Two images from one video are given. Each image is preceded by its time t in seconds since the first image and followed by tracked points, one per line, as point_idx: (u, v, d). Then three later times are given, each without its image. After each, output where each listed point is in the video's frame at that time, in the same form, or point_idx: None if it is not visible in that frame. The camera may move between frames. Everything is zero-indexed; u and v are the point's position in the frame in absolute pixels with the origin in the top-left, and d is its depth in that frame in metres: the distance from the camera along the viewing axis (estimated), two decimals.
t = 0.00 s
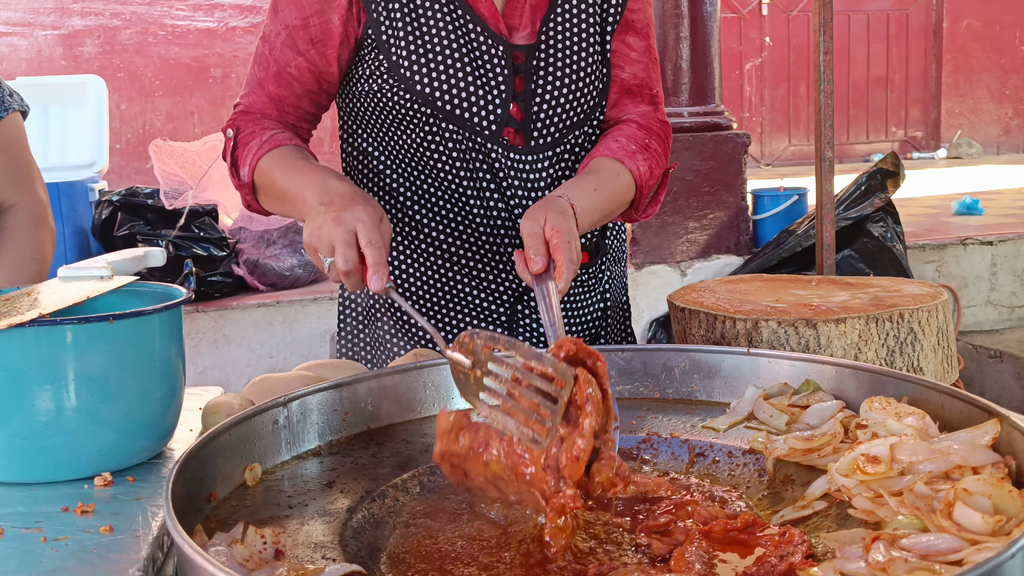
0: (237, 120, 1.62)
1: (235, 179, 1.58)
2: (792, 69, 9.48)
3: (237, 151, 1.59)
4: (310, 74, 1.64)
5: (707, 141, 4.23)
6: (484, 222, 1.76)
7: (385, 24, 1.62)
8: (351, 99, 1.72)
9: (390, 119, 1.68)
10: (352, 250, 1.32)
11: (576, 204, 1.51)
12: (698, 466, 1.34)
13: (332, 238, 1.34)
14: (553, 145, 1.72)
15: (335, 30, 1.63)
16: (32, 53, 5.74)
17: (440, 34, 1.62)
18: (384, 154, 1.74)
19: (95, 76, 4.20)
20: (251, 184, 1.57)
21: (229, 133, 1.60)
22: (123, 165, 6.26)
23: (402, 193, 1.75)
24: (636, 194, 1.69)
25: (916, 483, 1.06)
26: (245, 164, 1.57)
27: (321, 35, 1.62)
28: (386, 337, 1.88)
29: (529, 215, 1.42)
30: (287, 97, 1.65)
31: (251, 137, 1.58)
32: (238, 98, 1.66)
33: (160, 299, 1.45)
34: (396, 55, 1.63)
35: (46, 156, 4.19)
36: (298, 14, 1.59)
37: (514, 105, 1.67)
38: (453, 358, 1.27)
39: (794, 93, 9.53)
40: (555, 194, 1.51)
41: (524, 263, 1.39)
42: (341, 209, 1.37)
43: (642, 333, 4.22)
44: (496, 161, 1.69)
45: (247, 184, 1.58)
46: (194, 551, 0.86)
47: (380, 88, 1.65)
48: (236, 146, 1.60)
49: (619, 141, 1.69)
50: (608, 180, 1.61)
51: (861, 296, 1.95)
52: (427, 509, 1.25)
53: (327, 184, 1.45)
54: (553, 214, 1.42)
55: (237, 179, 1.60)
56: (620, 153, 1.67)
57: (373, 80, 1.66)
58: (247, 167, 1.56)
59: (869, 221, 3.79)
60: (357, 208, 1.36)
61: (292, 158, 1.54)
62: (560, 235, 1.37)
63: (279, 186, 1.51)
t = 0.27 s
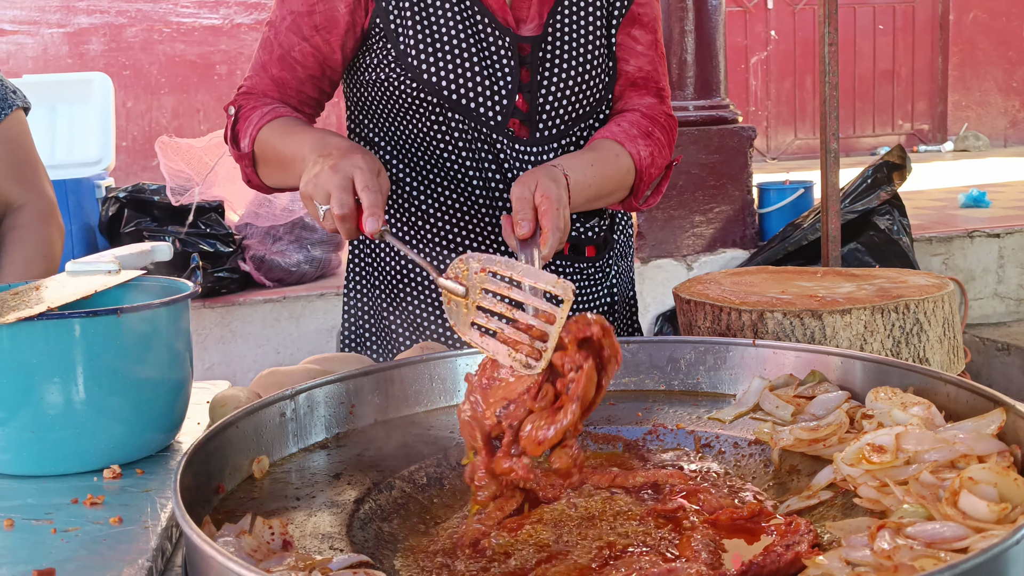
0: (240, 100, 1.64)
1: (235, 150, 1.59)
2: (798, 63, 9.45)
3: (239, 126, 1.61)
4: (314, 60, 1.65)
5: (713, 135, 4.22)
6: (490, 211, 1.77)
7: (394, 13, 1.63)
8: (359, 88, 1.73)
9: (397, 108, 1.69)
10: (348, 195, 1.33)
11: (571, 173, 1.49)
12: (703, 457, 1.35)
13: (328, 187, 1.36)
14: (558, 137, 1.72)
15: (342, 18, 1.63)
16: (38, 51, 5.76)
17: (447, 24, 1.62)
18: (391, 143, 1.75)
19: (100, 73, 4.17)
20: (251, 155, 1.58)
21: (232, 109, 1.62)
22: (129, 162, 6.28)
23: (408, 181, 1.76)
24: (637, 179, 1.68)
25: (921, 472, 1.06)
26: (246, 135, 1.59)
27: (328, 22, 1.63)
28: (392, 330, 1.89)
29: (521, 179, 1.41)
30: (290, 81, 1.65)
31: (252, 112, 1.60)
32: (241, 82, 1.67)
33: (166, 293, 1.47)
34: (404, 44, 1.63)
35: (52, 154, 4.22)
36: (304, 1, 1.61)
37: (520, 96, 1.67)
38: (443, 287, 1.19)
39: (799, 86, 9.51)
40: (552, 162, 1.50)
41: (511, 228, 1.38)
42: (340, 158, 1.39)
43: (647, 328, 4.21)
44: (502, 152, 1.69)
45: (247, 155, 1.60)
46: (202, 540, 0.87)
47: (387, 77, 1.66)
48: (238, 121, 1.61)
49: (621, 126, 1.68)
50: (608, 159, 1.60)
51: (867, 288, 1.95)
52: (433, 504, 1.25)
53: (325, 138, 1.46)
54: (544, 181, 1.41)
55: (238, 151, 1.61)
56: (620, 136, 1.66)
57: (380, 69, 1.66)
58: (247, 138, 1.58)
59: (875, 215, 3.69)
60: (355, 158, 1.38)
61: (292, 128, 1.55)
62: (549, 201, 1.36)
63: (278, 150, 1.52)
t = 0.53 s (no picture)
0: (259, 102, 1.59)
1: (251, 162, 1.52)
2: (805, 58, 9.42)
3: (256, 135, 1.54)
4: (336, 52, 1.63)
5: (719, 130, 4.21)
6: (488, 214, 1.77)
7: (400, 13, 1.62)
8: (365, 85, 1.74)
9: (399, 109, 1.70)
10: (367, 249, 1.26)
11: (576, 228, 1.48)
12: (711, 451, 1.35)
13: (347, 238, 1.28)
14: (555, 144, 1.73)
15: (361, 11, 1.63)
16: (47, 51, 5.79)
17: (450, 27, 1.63)
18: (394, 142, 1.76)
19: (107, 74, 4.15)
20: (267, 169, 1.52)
21: (250, 116, 1.54)
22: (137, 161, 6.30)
23: (408, 185, 1.78)
24: (640, 207, 1.65)
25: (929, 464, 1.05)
26: (265, 146, 1.51)
27: (348, 14, 1.61)
28: (397, 325, 1.90)
29: (536, 246, 1.37)
30: (312, 77, 1.62)
31: (272, 123, 1.53)
32: (259, 82, 1.63)
33: (176, 289, 1.48)
34: (408, 44, 1.64)
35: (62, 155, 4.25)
36: None
37: (519, 102, 1.68)
38: (465, 380, 1.23)
39: (807, 81, 9.48)
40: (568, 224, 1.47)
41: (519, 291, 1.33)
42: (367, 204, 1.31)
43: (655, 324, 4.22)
44: (499, 157, 1.71)
45: (264, 167, 1.53)
46: (213, 534, 0.87)
47: (391, 77, 1.67)
48: (256, 128, 1.55)
49: (623, 153, 1.65)
50: (608, 193, 1.58)
51: (874, 282, 1.95)
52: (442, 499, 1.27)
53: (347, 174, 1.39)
54: (560, 255, 1.36)
55: (253, 162, 1.54)
56: (622, 167, 1.63)
57: (384, 68, 1.68)
58: (265, 150, 1.51)
59: (883, 209, 3.69)
60: (380, 208, 1.31)
61: (309, 147, 1.49)
62: (566, 278, 1.31)
63: (296, 175, 1.45)
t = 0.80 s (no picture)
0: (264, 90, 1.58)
1: (260, 145, 1.52)
2: (812, 54, 9.39)
3: (265, 120, 1.53)
4: (341, 49, 1.62)
5: (726, 128, 4.21)
6: (501, 209, 1.79)
7: (414, 11, 1.62)
8: (379, 82, 1.74)
9: (414, 105, 1.71)
10: (386, 221, 1.28)
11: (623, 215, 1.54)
12: (720, 448, 1.35)
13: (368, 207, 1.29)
14: (572, 140, 1.73)
15: (368, 7, 1.61)
16: (54, 52, 5.81)
17: (465, 24, 1.62)
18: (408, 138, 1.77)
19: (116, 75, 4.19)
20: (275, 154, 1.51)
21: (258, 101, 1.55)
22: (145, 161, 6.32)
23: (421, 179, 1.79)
24: (669, 197, 1.71)
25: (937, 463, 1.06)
26: (274, 129, 1.51)
27: (354, 12, 1.60)
28: (408, 324, 1.91)
29: (592, 229, 1.44)
30: (317, 71, 1.60)
31: (280, 107, 1.53)
32: (262, 74, 1.62)
33: (186, 289, 1.48)
34: (422, 42, 1.64)
35: (70, 150, 4.26)
36: None
37: (535, 98, 1.68)
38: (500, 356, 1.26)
39: (814, 78, 9.45)
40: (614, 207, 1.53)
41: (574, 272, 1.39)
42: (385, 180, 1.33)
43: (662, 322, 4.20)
44: (514, 153, 1.71)
45: (273, 152, 1.52)
46: (225, 532, 0.88)
47: (405, 74, 1.67)
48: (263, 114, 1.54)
49: (655, 147, 1.70)
50: (643, 182, 1.64)
51: (883, 278, 1.95)
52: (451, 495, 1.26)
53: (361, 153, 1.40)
54: (614, 239, 1.44)
55: (261, 146, 1.54)
56: (657, 158, 1.68)
57: (398, 65, 1.68)
58: (276, 133, 1.51)
59: (891, 206, 3.65)
60: (400, 183, 1.32)
61: (318, 129, 1.49)
62: (621, 265, 1.39)
63: (308, 155, 1.45)
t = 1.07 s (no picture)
0: (266, 86, 1.57)
1: (263, 148, 1.51)
2: (815, 53, 9.38)
3: (270, 121, 1.52)
4: (348, 46, 1.61)
5: (730, 126, 4.21)
6: (519, 205, 1.77)
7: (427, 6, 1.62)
8: (387, 80, 1.73)
9: (428, 101, 1.69)
10: (397, 243, 1.27)
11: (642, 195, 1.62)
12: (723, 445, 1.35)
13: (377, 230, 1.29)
14: (588, 129, 1.75)
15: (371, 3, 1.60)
16: (58, 53, 5.83)
17: (481, 16, 1.63)
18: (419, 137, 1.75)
19: (118, 74, 4.19)
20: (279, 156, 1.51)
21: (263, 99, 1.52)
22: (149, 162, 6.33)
23: (436, 178, 1.77)
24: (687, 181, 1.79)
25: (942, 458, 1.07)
26: (279, 134, 1.50)
27: (360, 8, 1.59)
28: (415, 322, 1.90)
29: (609, 221, 1.48)
30: (322, 68, 1.60)
31: (287, 110, 1.52)
32: (263, 65, 1.60)
33: (190, 286, 1.49)
34: (437, 36, 1.64)
35: (74, 154, 4.29)
36: None
37: (552, 88, 1.70)
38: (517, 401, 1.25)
39: (817, 76, 9.45)
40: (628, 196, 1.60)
41: (598, 267, 1.45)
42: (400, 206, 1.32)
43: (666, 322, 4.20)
44: (533, 144, 1.71)
45: (274, 153, 1.52)
46: (231, 528, 0.89)
47: (419, 70, 1.66)
48: (269, 114, 1.53)
49: (669, 135, 1.77)
50: (661, 167, 1.71)
51: (886, 276, 1.95)
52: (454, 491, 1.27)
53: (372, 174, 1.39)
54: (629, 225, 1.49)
55: (264, 147, 1.53)
56: (672, 146, 1.75)
57: (410, 62, 1.67)
58: (280, 137, 1.50)
59: (895, 204, 3.65)
60: (414, 210, 1.32)
61: (326, 141, 1.49)
62: (637, 250, 1.44)
63: (314, 168, 1.45)
